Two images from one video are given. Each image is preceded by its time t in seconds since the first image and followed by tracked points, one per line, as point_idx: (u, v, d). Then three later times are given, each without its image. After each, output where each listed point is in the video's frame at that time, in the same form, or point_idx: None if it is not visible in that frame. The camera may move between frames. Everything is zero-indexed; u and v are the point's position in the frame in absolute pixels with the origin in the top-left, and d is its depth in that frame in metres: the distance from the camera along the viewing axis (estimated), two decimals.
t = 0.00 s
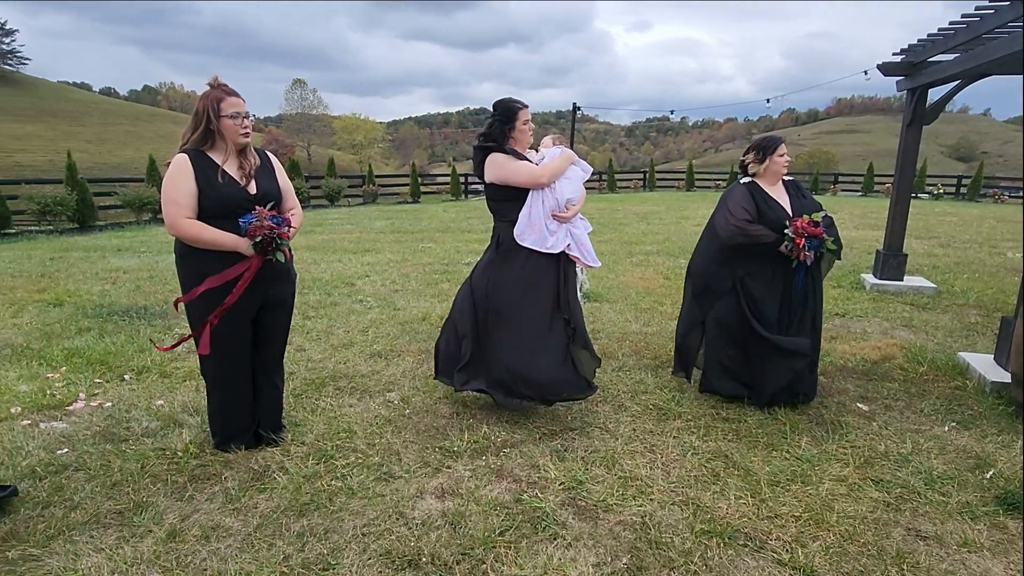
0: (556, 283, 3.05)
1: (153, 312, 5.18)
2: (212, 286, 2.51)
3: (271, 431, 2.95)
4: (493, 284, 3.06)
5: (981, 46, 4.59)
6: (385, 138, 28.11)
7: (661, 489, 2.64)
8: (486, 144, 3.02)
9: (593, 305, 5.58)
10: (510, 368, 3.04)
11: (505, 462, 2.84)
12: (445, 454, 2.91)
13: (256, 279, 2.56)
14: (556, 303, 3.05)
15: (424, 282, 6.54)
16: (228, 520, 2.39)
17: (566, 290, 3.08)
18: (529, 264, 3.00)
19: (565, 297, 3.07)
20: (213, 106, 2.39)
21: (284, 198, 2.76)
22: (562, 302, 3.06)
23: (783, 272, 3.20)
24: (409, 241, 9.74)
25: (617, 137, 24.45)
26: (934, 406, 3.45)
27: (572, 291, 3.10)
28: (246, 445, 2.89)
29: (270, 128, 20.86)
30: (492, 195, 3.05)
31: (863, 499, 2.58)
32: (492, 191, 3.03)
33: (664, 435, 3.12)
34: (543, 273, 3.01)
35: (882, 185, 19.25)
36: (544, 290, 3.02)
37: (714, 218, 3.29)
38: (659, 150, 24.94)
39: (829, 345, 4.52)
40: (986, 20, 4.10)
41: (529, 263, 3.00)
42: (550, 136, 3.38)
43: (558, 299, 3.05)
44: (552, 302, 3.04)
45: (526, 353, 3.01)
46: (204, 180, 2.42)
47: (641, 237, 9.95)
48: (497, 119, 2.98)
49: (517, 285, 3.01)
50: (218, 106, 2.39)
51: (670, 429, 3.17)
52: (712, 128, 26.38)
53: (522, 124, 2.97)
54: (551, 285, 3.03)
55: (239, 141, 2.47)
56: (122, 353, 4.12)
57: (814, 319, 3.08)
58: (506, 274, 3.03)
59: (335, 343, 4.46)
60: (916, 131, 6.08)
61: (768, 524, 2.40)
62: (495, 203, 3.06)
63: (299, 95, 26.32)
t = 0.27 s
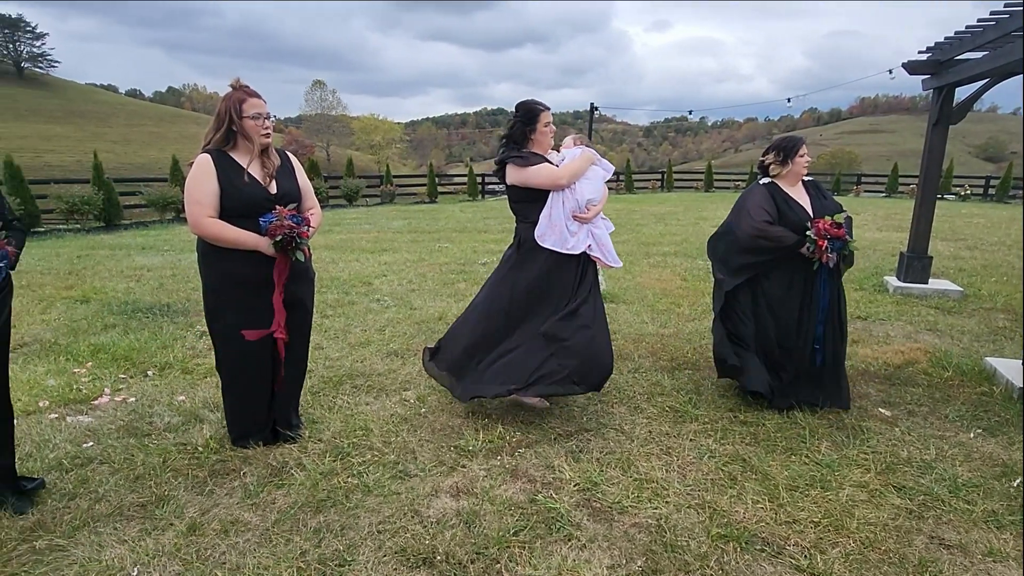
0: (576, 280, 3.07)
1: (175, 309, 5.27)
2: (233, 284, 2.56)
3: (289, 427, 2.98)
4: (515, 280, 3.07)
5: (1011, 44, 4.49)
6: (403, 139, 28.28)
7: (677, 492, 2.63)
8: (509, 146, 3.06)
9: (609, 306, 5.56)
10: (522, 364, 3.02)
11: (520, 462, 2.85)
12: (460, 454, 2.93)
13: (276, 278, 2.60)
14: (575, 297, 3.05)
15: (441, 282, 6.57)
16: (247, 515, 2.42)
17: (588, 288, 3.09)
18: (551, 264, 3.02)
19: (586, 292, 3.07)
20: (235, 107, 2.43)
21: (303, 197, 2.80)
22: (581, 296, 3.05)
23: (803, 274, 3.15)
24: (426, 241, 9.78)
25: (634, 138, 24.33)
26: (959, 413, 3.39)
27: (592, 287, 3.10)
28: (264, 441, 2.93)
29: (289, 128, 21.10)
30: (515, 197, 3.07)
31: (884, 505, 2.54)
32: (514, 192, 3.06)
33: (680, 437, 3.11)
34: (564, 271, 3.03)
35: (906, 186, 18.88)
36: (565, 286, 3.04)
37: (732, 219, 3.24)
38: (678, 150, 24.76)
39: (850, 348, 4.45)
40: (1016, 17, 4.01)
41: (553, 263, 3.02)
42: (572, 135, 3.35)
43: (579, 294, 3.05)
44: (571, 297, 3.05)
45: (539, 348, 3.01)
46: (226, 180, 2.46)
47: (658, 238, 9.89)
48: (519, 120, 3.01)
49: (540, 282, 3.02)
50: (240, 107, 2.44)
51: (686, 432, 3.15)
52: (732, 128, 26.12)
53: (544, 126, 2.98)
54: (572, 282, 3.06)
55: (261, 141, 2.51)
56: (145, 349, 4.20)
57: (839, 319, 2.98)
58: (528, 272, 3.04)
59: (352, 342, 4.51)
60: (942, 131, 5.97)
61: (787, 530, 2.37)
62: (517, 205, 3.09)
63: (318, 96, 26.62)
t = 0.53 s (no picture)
0: (593, 279, 3.06)
1: (197, 306, 5.37)
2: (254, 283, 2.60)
3: (307, 424, 3.02)
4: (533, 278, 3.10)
5: None
6: (421, 139, 28.43)
7: (694, 495, 2.61)
8: (530, 147, 3.07)
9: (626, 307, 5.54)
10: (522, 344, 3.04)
11: (535, 462, 2.86)
12: (476, 453, 2.94)
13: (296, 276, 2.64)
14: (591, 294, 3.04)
15: (458, 281, 6.60)
16: (265, 510, 2.46)
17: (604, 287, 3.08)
18: (570, 264, 3.02)
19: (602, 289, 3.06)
20: (256, 108, 2.47)
21: (322, 197, 2.83)
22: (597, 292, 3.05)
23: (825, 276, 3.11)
24: (443, 241, 9.83)
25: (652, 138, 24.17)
26: (985, 419, 3.32)
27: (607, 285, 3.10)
28: (283, 437, 2.97)
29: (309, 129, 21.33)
30: (535, 198, 3.08)
31: (906, 513, 2.50)
32: (533, 195, 3.07)
33: (697, 440, 3.09)
34: (583, 271, 3.04)
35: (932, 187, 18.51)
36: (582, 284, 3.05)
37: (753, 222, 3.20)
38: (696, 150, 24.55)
39: (872, 352, 4.38)
40: None
41: (571, 263, 3.02)
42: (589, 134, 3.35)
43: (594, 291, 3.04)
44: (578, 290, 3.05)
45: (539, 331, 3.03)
46: (248, 179, 2.50)
47: (675, 239, 9.82)
48: (539, 120, 3.02)
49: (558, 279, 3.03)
50: (260, 108, 2.48)
51: (703, 435, 3.13)
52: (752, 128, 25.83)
53: (564, 127, 2.99)
54: (588, 281, 3.06)
55: (281, 141, 2.55)
56: (168, 345, 4.28)
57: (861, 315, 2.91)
58: (548, 270, 3.06)
59: (369, 341, 4.55)
60: (970, 130, 5.84)
61: (806, 535, 2.35)
62: (536, 207, 3.10)
63: (338, 97, 26.89)
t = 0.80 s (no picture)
0: (610, 279, 3.07)
1: (218, 304, 5.45)
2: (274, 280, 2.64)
3: (325, 421, 3.05)
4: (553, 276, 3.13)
5: None
6: (438, 139, 28.55)
7: (710, 498, 2.59)
8: (546, 146, 3.05)
9: (643, 307, 5.52)
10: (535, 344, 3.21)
11: (550, 462, 2.86)
12: (491, 452, 2.95)
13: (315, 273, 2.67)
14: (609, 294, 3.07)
15: (474, 281, 6.62)
16: (283, 505, 2.50)
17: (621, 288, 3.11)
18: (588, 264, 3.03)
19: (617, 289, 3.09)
20: (276, 108, 2.51)
21: (341, 196, 2.86)
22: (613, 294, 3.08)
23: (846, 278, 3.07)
24: (459, 240, 9.85)
25: (671, 138, 24.00)
26: (1013, 426, 3.24)
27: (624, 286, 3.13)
28: (301, 433, 3.01)
29: (328, 129, 21.55)
30: (553, 200, 3.08)
31: (929, 520, 2.46)
32: (550, 195, 3.07)
33: (714, 443, 3.07)
34: (601, 271, 3.04)
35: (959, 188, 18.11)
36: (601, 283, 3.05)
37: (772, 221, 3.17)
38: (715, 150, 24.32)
39: (895, 356, 4.31)
40: None
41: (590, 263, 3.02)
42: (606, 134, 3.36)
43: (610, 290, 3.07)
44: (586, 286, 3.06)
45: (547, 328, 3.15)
46: (268, 178, 2.54)
47: (693, 240, 9.74)
48: (557, 120, 3.00)
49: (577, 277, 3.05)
50: (281, 108, 2.51)
51: (720, 437, 3.11)
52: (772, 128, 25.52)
53: (582, 126, 2.98)
54: (606, 281, 3.06)
55: (300, 141, 2.58)
56: (190, 342, 4.36)
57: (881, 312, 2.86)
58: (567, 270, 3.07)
59: (386, 339, 4.58)
60: (999, 130, 5.71)
61: (825, 541, 2.32)
62: (553, 207, 3.10)
63: (357, 98, 27.18)
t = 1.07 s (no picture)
0: (625, 279, 3.10)
1: (237, 301, 5.53)
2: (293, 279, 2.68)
3: (341, 418, 3.09)
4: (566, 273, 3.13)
5: None
6: (455, 139, 28.64)
7: (726, 501, 2.57)
8: (560, 143, 3.04)
9: (659, 309, 5.49)
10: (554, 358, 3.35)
11: (564, 463, 2.86)
12: (505, 452, 2.96)
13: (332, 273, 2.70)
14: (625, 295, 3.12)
15: (490, 281, 6.63)
16: (300, 501, 2.53)
17: (636, 288, 3.16)
18: (603, 264, 3.04)
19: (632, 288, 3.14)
20: (296, 109, 2.54)
21: (358, 196, 2.89)
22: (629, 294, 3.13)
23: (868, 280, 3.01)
24: (475, 240, 9.88)
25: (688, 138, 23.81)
26: None
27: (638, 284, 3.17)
28: (318, 430, 3.05)
29: (346, 129, 21.73)
30: (565, 200, 3.08)
31: (951, 527, 2.42)
32: (563, 195, 3.08)
33: (730, 445, 3.04)
34: (616, 270, 3.05)
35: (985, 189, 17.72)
36: (617, 283, 3.09)
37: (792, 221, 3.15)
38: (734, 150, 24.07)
39: (917, 360, 4.23)
40: None
41: (604, 263, 3.03)
42: (618, 134, 3.36)
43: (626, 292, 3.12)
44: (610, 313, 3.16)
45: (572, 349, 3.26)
46: (287, 179, 2.57)
47: (711, 240, 9.66)
48: (571, 117, 2.99)
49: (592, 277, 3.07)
50: (300, 109, 2.54)
51: (737, 440, 3.09)
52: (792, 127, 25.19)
53: (597, 124, 2.97)
54: (622, 280, 3.10)
55: (319, 142, 2.61)
56: (210, 339, 4.43)
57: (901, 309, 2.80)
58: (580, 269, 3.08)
59: (402, 338, 4.62)
60: None
61: (843, 547, 2.29)
62: (565, 207, 3.09)
63: (374, 98, 27.39)
